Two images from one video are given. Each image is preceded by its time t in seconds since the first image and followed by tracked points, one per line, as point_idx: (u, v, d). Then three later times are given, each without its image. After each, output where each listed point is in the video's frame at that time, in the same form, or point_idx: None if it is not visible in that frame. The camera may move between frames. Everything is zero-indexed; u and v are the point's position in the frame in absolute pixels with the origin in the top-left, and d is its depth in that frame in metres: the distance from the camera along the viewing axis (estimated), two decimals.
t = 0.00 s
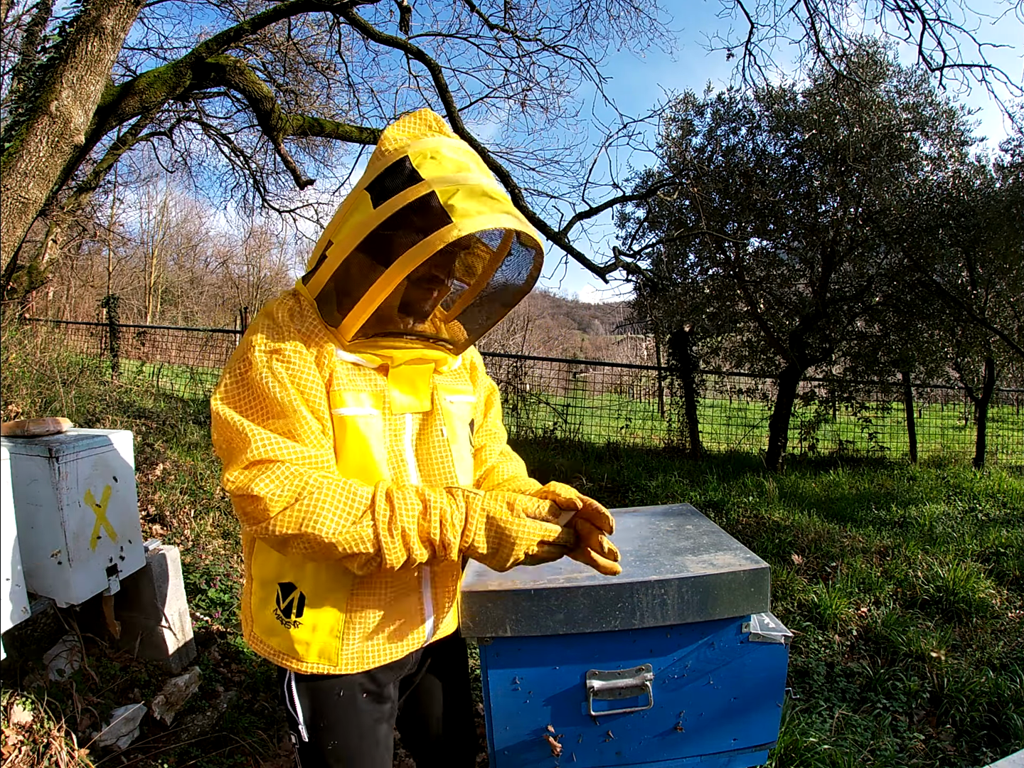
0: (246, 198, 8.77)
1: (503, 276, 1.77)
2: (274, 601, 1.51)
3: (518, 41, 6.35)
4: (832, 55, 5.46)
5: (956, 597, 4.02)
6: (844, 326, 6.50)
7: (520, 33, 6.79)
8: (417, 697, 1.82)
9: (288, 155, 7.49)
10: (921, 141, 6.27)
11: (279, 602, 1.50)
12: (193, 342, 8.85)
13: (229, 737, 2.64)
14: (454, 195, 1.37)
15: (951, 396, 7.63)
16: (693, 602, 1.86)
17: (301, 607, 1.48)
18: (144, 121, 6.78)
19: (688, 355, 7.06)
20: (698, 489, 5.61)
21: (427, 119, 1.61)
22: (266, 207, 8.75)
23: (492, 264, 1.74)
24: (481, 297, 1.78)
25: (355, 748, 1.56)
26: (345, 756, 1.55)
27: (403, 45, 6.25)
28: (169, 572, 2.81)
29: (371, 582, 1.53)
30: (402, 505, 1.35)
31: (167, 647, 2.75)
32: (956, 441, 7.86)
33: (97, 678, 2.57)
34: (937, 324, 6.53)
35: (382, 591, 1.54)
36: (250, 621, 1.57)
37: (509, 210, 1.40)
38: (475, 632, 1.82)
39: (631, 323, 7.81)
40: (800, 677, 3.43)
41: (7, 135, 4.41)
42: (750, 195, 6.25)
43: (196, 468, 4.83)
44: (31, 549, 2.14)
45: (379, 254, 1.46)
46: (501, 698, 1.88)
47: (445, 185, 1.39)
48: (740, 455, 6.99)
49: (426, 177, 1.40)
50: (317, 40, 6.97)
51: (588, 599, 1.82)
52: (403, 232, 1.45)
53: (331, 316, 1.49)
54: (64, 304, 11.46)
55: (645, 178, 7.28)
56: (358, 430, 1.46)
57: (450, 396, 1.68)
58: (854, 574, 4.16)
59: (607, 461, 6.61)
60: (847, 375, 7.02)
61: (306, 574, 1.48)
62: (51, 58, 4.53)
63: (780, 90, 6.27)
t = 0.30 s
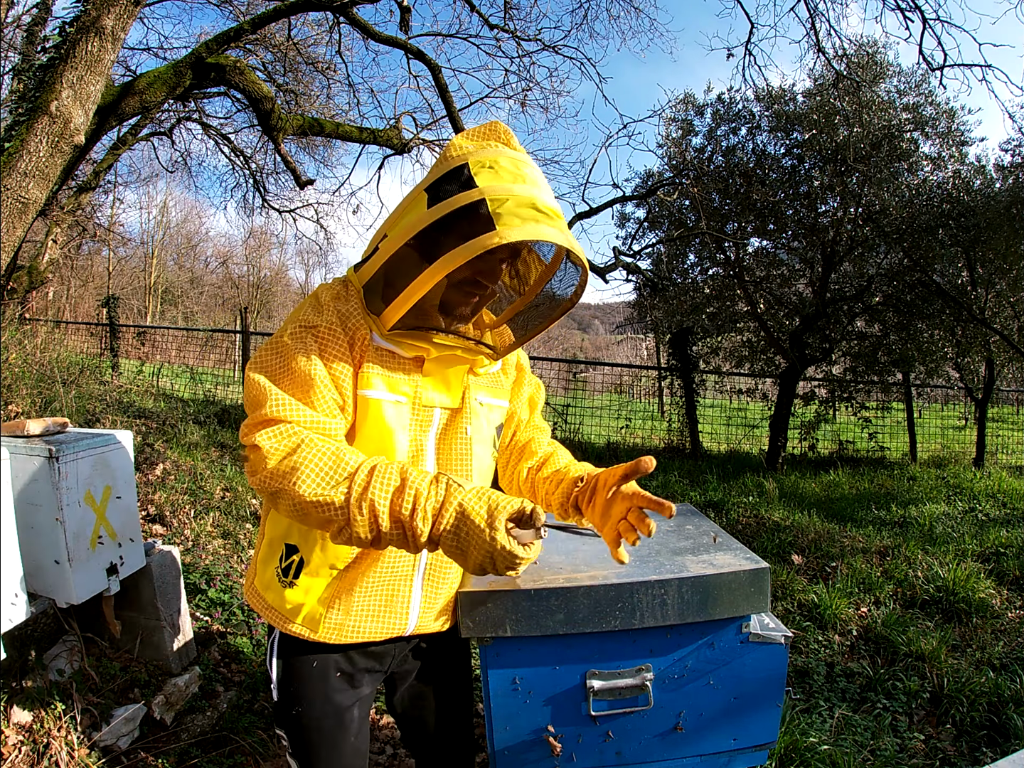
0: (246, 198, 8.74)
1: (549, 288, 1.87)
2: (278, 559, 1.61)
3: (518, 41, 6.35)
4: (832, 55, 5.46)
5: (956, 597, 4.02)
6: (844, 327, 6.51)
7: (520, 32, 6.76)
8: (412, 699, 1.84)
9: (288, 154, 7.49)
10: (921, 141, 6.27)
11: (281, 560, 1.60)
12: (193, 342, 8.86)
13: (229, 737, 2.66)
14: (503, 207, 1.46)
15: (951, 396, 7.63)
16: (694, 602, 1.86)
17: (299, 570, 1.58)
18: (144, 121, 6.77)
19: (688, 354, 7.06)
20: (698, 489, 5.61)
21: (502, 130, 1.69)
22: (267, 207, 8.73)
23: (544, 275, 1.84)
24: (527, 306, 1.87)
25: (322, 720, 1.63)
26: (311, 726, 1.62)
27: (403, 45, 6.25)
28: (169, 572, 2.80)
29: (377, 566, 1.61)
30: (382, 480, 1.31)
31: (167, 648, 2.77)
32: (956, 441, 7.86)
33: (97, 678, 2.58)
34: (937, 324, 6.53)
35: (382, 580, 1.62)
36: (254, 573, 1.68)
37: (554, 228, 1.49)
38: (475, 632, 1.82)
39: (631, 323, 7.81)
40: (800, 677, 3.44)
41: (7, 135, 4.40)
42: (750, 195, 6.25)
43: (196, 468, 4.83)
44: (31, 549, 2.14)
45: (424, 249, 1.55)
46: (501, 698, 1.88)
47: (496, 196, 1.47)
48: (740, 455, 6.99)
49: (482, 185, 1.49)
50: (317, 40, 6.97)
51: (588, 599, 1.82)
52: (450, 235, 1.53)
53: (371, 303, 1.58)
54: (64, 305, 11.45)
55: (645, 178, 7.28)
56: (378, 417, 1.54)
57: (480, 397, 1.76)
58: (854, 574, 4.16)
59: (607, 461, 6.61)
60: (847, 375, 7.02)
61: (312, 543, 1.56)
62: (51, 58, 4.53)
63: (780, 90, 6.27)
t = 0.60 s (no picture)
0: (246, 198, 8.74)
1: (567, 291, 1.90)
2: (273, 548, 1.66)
3: (518, 41, 6.35)
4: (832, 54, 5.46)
5: (956, 597, 4.02)
6: (844, 327, 6.52)
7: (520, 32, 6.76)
8: (416, 706, 1.85)
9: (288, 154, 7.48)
10: (921, 141, 6.27)
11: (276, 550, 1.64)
12: (194, 341, 8.86)
13: (229, 737, 2.67)
14: (512, 191, 1.51)
15: (951, 396, 7.63)
16: (694, 602, 1.86)
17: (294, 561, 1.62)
18: (144, 121, 6.77)
19: (688, 354, 7.06)
20: (698, 489, 5.61)
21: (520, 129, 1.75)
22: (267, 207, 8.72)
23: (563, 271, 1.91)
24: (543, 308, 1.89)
25: (310, 711, 1.68)
26: (302, 714, 1.68)
27: (403, 45, 6.25)
28: (169, 572, 2.80)
29: (370, 565, 1.63)
30: (210, 527, 1.31)
31: (167, 648, 2.76)
32: (956, 440, 7.87)
33: (97, 677, 2.58)
34: (937, 324, 6.53)
35: (376, 578, 1.65)
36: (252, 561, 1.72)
37: (563, 210, 1.52)
38: (475, 632, 1.83)
39: (631, 323, 7.80)
40: (800, 677, 3.44)
41: (7, 135, 4.40)
42: (750, 196, 6.25)
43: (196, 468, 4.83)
44: (31, 549, 2.14)
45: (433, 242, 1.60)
46: (501, 698, 1.88)
47: (504, 182, 1.52)
48: (740, 455, 6.99)
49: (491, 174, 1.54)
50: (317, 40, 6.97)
51: (588, 599, 1.82)
52: (458, 226, 1.58)
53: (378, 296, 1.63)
54: (64, 305, 11.45)
55: (645, 178, 7.28)
56: (374, 415, 1.56)
57: (489, 400, 1.78)
58: (854, 574, 4.16)
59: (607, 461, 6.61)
60: (847, 374, 7.02)
61: (307, 535, 1.61)
62: (50, 57, 4.53)
63: (780, 90, 6.27)
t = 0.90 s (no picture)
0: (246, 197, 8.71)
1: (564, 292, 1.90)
2: (270, 544, 1.67)
3: (518, 42, 6.34)
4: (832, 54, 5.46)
5: (956, 597, 4.02)
6: (844, 327, 6.53)
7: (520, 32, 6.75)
8: (414, 708, 1.84)
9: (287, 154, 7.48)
10: (920, 141, 6.27)
11: (273, 546, 1.65)
12: (193, 342, 8.87)
13: (229, 737, 2.67)
14: (500, 187, 1.53)
15: (951, 396, 7.63)
16: (694, 602, 1.86)
17: (289, 557, 1.62)
18: (144, 121, 6.77)
19: (688, 354, 7.06)
20: (698, 489, 5.61)
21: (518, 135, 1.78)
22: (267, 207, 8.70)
23: (561, 273, 1.92)
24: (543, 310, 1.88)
25: (306, 707, 1.68)
26: (298, 710, 1.68)
27: (403, 45, 6.25)
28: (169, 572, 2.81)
29: (362, 563, 1.63)
30: (179, 508, 1.34)
31: (167, 647, 2.76)
32: (956, 440, 7.88)
33: (97, 678, 2.58)
34: (937, 324, 6.53)
35: (368, 578, 1.64)
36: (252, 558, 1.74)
37: (551, 205, 1.53)
38: (475, 632, 1.83)
39: (631, 323, 7.80)
40: (800, 677, 3.44)
41: (7, 135, 4.40)
42: (750, 195, 6.25)
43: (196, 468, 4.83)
44: (32, 548, 2.14)
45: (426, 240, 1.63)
46: (501, 698, 1.89)
47: (493, 179, 1.55)
48: (740, 455, 6.98)
49: (481, 172, 1.57)
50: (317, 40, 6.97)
51: (588, 599, 1.82)
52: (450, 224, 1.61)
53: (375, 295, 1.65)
54: (64, 305, 11.46)
55: (645, 178, 7.28)
56: (366, 414, 1.57)
57: (487, 404, 1.76)
58: (854, 574, 4.16)
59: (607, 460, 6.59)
60: (847, 374, 7.01)
61: (302, 531, 1.62)
62: (51, 57, 4.52)
63: (780, 90, 6.27)
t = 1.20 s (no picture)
0: (247, 198, 8.70)
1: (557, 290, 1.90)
2: (268, 548, 1.67)
3: (518, 42, 6.33)
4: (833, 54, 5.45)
5: (956, 597, 4.02)
6: (844, 327, 6.53)
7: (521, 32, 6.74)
8: (415, 707, 1.84)
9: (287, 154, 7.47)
10: (921, 141, 6.26)
11: (271, 549, 1.65)
12: (194, 342, 8.88)
13: (229, 737, 2.67)
14: (488, 189, 1.53)
15: (951, 396, 7.63)
16: (694, 602, 1.86)
17: (288, 560, 1.62)
18: (144, 121, 6.77)
19: (688, 354, 7.07)
20: (698, 489, 5.61)
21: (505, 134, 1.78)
22: (267, 207, 8.69)
23: (551, 272, 1.92)
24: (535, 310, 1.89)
25: (309, 711, 1.68)
26: (301, 715, 1.68)
27: (404, 45, 6.25)
28: (169, 572, 2.81)
29: (361, 565, 1.63)
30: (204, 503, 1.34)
31: (167, 647, 2.76)
32: (956, 440, 7.88)
33: (97, 678, 2.58)
34: (937, 324, 6.53)
35: (367, 578, 1.64)
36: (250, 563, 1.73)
37: (539, 205, 1.52)
38: (475, 632, 1.83)
39: (631, 323, 7.80)
40: (800, 677, 3.44)
41: (7, 135, 4.40)
42: (750, 195, 6.25)
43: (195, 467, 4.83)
44: (31, 549, 2.14)
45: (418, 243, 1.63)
46: (501, 698, 1.89)
47: (481, 181, 1.55)
48: (740, 455, 6.99)
49: (469, 173, 1.56)
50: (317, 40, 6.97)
51: (588, 599, 1.82)
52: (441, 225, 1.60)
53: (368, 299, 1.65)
54: (64, 305, 11.47)
55: (645, 178, 7.28)
56: (361, 417, 1.58)
57: (481, 403, 1.77)
58: (854, 574, 4.16)
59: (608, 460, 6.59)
60: (847, 374, 7.02)
61: (300, 533, 1.61)
62: (51, 57, 4.52)
63: (780, 90, 6.27)
